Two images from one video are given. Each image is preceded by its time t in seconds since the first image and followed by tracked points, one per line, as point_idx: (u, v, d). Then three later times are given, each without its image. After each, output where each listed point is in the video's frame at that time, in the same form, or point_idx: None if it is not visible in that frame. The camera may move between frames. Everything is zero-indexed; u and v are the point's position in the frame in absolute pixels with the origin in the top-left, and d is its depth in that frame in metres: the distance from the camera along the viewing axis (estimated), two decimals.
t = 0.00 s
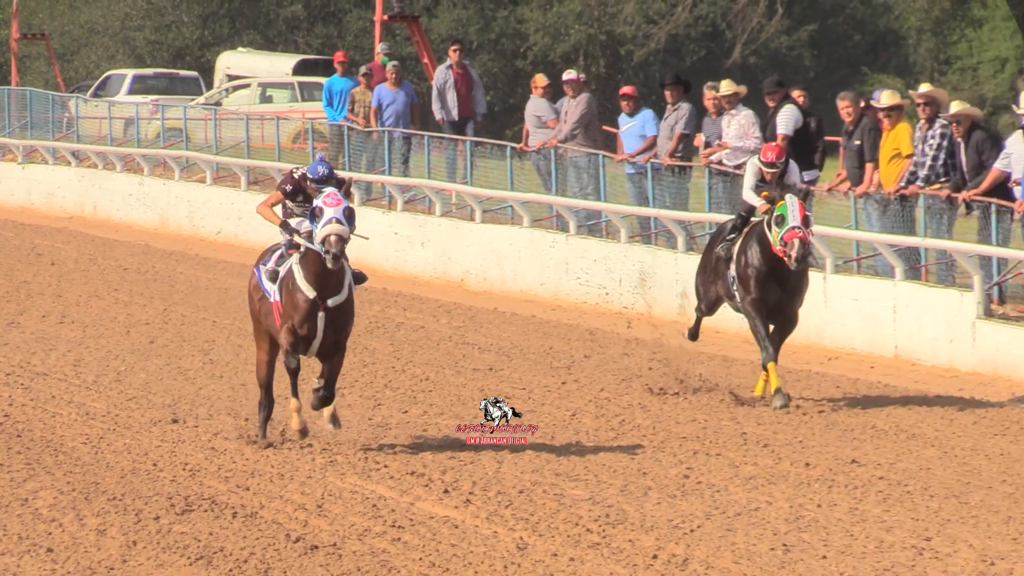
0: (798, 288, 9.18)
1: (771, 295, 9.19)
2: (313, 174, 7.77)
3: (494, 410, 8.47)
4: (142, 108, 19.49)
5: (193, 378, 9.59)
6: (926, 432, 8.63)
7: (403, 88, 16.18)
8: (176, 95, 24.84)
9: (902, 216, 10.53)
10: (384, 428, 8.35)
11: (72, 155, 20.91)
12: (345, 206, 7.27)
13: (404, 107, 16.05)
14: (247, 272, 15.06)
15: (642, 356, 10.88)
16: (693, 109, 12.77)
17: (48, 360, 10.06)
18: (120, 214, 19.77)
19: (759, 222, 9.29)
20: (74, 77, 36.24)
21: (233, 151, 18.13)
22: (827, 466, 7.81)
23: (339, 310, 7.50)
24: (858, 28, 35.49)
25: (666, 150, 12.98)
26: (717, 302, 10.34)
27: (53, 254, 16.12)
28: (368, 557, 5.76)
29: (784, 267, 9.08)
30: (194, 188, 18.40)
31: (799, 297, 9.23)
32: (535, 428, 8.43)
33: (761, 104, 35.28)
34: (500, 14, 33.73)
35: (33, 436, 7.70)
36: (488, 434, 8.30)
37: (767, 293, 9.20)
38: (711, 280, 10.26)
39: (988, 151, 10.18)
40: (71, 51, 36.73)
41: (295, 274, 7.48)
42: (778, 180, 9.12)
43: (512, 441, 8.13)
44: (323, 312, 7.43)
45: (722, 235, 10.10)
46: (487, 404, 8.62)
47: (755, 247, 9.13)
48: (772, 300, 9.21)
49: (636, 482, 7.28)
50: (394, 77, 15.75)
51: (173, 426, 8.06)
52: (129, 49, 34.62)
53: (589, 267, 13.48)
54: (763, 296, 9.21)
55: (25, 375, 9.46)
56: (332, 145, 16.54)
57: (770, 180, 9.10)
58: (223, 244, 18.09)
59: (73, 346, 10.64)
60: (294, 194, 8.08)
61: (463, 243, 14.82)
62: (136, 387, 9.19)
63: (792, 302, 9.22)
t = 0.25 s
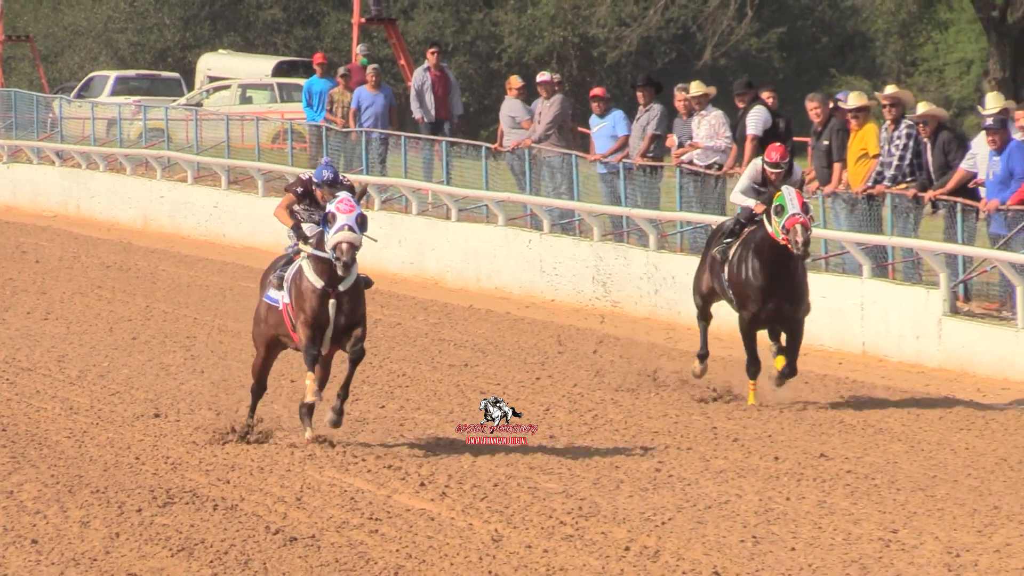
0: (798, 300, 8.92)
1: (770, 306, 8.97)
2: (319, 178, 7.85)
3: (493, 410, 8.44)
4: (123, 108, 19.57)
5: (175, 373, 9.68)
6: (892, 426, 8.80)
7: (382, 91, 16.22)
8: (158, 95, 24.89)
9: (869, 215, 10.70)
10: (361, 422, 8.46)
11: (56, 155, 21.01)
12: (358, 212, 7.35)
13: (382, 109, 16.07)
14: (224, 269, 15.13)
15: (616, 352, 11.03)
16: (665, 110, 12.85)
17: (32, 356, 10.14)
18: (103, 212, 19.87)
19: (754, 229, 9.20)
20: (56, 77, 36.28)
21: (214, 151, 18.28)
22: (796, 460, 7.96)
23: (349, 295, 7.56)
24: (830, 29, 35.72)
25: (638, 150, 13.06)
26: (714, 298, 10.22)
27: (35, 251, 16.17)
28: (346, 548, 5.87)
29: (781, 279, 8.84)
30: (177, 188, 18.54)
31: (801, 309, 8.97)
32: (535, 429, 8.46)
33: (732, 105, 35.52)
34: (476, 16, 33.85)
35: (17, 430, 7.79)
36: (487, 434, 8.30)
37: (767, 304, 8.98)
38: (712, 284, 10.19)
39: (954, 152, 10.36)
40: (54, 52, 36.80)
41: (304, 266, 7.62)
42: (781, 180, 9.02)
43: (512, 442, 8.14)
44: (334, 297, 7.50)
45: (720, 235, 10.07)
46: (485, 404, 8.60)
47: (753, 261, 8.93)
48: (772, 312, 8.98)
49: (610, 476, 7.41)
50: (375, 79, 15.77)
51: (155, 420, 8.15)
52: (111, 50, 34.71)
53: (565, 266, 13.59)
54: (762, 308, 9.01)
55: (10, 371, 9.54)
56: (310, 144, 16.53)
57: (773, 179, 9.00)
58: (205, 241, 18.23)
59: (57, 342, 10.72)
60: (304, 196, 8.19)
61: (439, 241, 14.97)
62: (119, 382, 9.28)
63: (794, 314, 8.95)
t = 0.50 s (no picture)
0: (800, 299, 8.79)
1: (772, 307, 8.85)
2: (321, 182, 7.73)
3: (493, 410, 8.46)
4: (116, 109, 19.53)
5: (167, 371, 9.71)
6: (876, 424, 8.88)
7: (374, 92, 16.21)
8: (150, 97, 24.91)
9: (854, 215, 10.81)
10: (352, 421, 8.51)
11: (49, 156, 21.07)
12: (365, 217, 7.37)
13: (373, 110, 16.13)
14: (214, 269, 15.17)
15: (605, 351, 11.09)
16: (652, 110, 12.97)
17: (25, 355, 10.17)
18: (95, 212, 19.89)
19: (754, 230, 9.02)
20: (50, 79, 36.38)
21: (205, 152, 18.31)
22: (781, 457, 8.03)
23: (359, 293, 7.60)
24: (817, 29, 35.82)
25: (625, 150, 13.15)
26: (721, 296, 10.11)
27: (28, 251, 16.19)
28: (336, 545, 5.92)
29: (783, 278, 8.71)
30: (169, 189, 18.55)
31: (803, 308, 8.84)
32: (534, 429, 8.46)
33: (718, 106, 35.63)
34: (464, 19, 33.92)
35: (10, 428, 7.82)
36: (488, 433, 8.31)
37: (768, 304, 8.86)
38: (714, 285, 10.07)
39: (938, 152, 10.47)
40: (48, 53, 36.83)
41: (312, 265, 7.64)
42: (783, 181, 8.70)
43: (512, 442, 8.17)
44: (343, 296, 7.54)
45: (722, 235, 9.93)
46: (486, 403, 8.62)
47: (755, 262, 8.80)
48: (774, 312, 8.85)
49: (598, 473, 7.47)
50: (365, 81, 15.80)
51: (147, 418, 8.18)
52: (103, 51, 34.78)
53: (552, 264, 13.65)
54: (764, 309, 8.89)
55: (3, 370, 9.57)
56: (301, 145, 16.58)
57: (775, 179, 8.67)
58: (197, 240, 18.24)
59: (49, 340, 10.75)
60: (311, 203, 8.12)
61: (427, 240, 15.05)
62: (111, 380, 9.32)
63: (795, 314, 8.82)
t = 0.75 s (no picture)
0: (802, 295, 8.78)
1: (774, 306, 8.82)
2: (327, 188, 7.64)
3: (493, 410, 8.51)
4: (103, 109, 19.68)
5: (153, 368, 9.77)
6: (852, 420, 9.00)
7: (359, 93, 16.37)
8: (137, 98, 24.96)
9: (830, 213, 11.00)
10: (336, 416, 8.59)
11: (38, 156, 21.16)
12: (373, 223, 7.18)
13: (358, 111, 16.23)
14: (198, 266, 15.22)
15: (586, 348, 11.20)
16: (631, 110, 13.00)
17: (13, 352, 10.23)
18: (83, 211, 19.93)
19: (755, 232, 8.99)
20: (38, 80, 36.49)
21: (191, 152, 18.39)
22: (758, 453, 8.15)
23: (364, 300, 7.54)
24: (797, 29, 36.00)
25: (604, 150, 13.19)
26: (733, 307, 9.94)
27: (13, 249, 16.22)
28: (320, 539, 6.00)
29: (786, 275, 8.70)
30: (155, 188, 18.61)
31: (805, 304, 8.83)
32: (536, 429, 8.47)
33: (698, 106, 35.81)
34: (446, 20, 34.01)
35: None
36: (487, 433, 8.34)
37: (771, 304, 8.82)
38: (716, 289, 10.02)
39: (913, 152, 10.60)
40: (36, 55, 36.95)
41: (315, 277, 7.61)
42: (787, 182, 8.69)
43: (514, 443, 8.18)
44: (347, 304, 7.50)
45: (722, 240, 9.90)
46: (488, 404, 8.67)
47: (756, 262, 8.77)
48: (778, 310, 8.82)
49: (579, 469, 7.56)
50: (351, 83, 15.90)
51: (133, 414, 8.25)
52: (92, 54, 34.97)
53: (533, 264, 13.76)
54: (766, 309, 8.85)
55: None
56: (286, 145, 16.65)
57: (778, 179, 8.64)
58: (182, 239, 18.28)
59: (37, 338, 10.81)
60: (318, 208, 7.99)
61: (409, 239, 15.15)
62: (98, 376, 9.38)
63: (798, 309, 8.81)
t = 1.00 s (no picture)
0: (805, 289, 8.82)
1: (778, 298, 8.86)
2: (333, 188, 7.75)
3: (493, 410, 8.58)
4: (90, 109, 19.63)
5: (139, 365, 9.82)
6: (827, 416, 9.13)
7: (343, 93, 16.48)
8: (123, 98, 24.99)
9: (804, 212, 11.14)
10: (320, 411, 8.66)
11: (25, 156, 21.15)
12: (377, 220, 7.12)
13: (342, 111, 16.30)
14: (183, 264, 15.27)
15: (565, 345, 11.30)
16: (610, 111, 13.07)
17: None
18: (70, 210, 19.92)
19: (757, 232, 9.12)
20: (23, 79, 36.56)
21: (176, 152, 18.47)
22: (735, 448, 8.27)
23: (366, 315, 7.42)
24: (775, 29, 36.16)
25: (583, 150, 13.28)
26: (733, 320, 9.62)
27: None
28: (303, 533, 6.08)
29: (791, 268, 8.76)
30: (140, 187, 18.60)
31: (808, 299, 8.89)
32: (535, 429, 8.51)
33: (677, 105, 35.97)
34: (427, 21, 33.69)
35: None
36: (488, 433, 8.36)
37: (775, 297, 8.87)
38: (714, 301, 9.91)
39: (888, 151, 10.76)
40: (25, 57, 37.11)
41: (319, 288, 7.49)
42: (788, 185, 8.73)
43: (512, 442, 8.22)
44: (349, 319, 7.38)
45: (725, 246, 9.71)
46: (487, 405, 8.74)
47: (757, 255, 8.86)
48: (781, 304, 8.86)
49: (559, 465, 7.67)
50: (335, 83, 15.97)
51: (119, 410, 8.30)
52: (79, 55, 35.13)
53: (515, 262, 13.86)
54: (769, 302, 8.89)
55: None
56: (270, 144, 16.76)
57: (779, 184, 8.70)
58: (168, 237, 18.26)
59: (23, 334, 10.85)
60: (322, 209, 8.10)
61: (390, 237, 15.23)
62: (84, 373, 9.43)
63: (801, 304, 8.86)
